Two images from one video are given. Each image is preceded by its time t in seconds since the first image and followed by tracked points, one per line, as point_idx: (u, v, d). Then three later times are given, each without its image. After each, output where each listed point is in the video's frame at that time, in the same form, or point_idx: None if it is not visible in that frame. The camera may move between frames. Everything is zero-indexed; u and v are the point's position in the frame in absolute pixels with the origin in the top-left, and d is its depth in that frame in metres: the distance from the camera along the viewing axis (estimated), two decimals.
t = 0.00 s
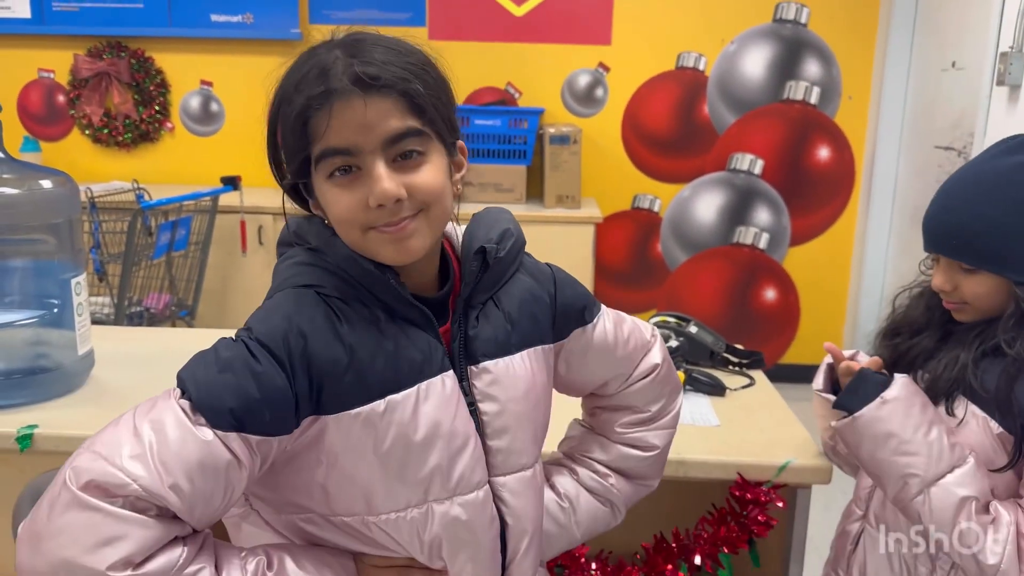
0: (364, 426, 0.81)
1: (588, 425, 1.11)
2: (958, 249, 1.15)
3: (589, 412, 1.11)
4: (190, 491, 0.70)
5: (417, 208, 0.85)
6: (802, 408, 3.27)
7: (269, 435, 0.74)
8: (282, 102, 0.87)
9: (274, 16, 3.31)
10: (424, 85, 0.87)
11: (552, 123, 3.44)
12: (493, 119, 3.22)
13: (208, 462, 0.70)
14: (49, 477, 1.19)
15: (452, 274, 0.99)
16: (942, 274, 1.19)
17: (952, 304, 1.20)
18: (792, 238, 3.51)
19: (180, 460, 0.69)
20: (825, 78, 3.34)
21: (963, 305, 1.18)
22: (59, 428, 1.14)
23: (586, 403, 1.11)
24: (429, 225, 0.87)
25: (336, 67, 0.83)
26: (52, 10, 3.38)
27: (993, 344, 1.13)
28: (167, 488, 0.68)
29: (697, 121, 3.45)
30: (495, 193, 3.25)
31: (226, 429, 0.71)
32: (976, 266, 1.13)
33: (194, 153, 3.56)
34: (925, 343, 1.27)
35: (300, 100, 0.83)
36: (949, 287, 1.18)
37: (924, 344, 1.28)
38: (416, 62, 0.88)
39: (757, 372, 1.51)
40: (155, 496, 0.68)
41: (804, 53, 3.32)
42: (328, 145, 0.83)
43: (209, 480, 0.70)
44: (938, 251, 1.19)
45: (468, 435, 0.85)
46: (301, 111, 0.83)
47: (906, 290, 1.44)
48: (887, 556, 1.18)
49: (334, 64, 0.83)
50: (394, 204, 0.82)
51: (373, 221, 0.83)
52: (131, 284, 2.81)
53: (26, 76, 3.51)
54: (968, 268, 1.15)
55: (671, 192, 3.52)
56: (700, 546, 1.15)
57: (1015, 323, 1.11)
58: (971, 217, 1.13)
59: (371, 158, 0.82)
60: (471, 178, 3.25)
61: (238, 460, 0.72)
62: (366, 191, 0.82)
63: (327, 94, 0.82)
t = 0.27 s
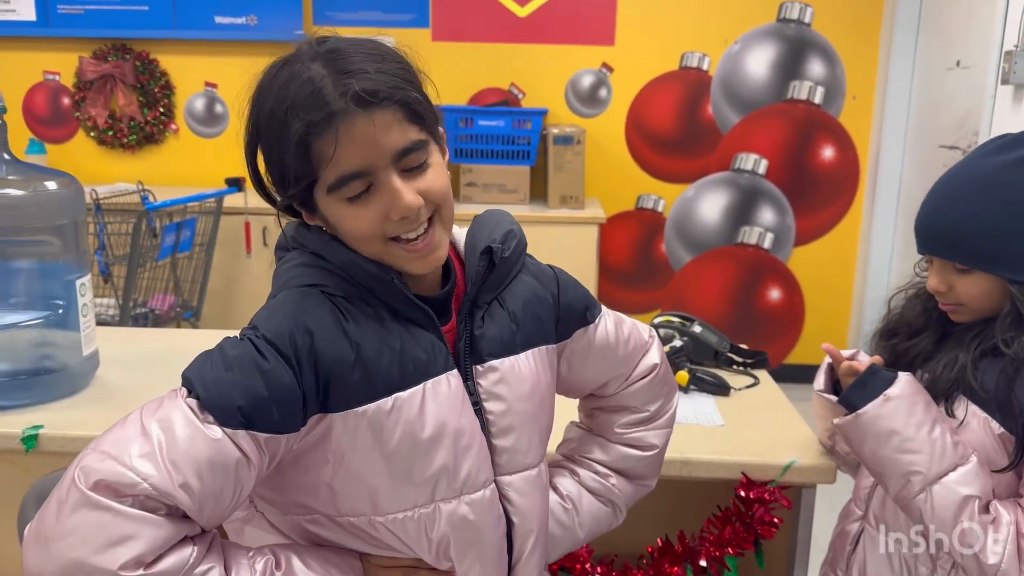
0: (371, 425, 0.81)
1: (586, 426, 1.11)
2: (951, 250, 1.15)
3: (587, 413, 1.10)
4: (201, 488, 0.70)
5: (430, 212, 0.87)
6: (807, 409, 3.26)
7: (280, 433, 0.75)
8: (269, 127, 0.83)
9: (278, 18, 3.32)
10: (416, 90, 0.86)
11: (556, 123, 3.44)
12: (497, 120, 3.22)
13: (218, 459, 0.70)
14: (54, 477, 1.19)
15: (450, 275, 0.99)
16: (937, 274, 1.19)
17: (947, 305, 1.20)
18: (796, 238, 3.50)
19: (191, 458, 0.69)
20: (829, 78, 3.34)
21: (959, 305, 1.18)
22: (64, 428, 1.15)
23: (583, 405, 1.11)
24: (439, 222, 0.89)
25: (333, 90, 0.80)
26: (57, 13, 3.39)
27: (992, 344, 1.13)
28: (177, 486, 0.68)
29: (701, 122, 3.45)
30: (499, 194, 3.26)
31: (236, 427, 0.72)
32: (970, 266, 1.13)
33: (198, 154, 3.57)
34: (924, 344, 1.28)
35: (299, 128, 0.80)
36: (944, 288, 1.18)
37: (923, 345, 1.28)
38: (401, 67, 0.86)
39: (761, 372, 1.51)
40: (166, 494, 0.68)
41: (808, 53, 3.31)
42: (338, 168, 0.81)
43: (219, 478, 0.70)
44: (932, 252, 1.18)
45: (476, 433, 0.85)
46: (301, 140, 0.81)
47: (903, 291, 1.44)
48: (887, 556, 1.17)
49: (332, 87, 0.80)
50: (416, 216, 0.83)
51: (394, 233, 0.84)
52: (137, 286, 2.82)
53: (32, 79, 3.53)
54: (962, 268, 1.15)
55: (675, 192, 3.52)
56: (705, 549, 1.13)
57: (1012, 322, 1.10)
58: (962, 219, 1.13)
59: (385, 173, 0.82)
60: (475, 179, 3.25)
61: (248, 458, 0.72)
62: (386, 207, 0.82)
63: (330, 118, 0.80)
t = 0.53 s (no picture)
0: (382, 421, 0.81)
1: (583, 424, 1.10)
2: (951, 243, 1.14)
3: (584, 410, 1.10)
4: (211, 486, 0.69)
5: (429, 196, 0.86)
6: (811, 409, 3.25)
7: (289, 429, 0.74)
8: (253, 135, 0.82)
9: (282, 18, 3.31)
10: (397, 81, 0.87)
11: (559, 123, 3.43)
12: (500, 120, 3.22)
13: (229, 455, 0.70)
14: (56, 477, 1.19)
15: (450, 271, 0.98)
16: (934, 271, 1.19)
17: (944, 304, 1.19)
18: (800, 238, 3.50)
19: (201, 454, 0.69)
20: (833, 77, 3.33)
21: (957, 303, 1.18)
22: (66, 428, 1.15)
23: (581, 401, 1.10)
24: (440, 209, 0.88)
25: (315, 81, 0.81)
26: (61, 14, 3.40)
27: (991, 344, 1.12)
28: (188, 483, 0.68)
29: (705, 121, 3.44)
30: (502, 194, 3.27)
31: (245, 424, 0.71)
32: (966, 260, 1.13)
33: (202, 156, 3.57)
34: (923, 344, 1.27)
35: (285, 124, 0.80)
36: (940, 285, 1.18)
37: (921, 345, 1.27)
38: (378, 62, 0.87)
39: (764, 372, 1.50)
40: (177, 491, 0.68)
41: (812, 52, 3.30)
42: (333, 159, 0.80)
43: (230, 476, 0.70)
44: (931, 248, 1.18)
45: (481, 430, 0.85)
46: (289, 137, 0.80)
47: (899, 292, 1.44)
48: (887, 557, 1.17)
49: (315, 77, 0.81)
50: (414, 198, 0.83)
51: (394, 221, 0.83)
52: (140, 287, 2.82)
53: (35, 80, 3.53)
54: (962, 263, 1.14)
55: (679, 192, 3.51)
56: (708, 546, 1.14)
57: (1008, 321, 1.10)
58: (965, 211, 1.13)
59: (381, 158, 0.82)
60: (478, 179, 3.25)
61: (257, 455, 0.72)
62: (384, 192, 0.81)
63: (319, 108, 0.80)
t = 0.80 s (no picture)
0: (368, 435, 0.80)
1: (575, 418, 1.10)
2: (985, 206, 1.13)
3: (576, 403, 1.10)
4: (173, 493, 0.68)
5: (420, 195, 0.89)
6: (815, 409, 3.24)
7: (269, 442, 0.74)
8: (268, 108, 0.90)
9: (285, 17, 3.31)
10: (412, 78, 0.92)
11: (562, 122, 3.42)
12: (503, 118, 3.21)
13: (192, 463, 0.69)
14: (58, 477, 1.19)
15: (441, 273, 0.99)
16: (955, 238, 1.16)
17: (955, 283, 1.17)
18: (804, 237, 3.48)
19: (162, 461, 0.68)
20: (837, 75, 3.32)
21: (970, 281, 1.16)
22: (67, 428, 1.14)
23: (572, 395, 1.11)
24: (430, 212, 0.92)
25: (330, 62, 0.87)
26: (64, 14, 3.40)
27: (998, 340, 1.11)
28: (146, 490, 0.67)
29: (708, 119, 3.43)
30: (504, 193, 3.26)
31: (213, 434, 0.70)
32: (996, 224, 1.12)
33: (204, 155, 3.57)
34: (918, 349, 1.26)
35: (293, 97, 0.86)
36: (961, 254, 1.15)
37: (916, 350, 1.26)
38: (403, 56, 0.93)
39: (768, 371, 1.49)
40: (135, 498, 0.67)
41: (816, 51, 3.29)
42: (330, 137, 0.85)
43: (195, 483, 0.69)
44: (954, 210, 1.17)
45: (478, 432, 0.85)
46: (293, 112, 0.86)
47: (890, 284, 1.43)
48: (892, 557, 1.16)
49: (328, 60, 0.87)
50: (401, 189, 0.86)
51: (380, 210, 0.87)
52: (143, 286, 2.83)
53: (38, 79, 3.53)
54: (991, 232, 1.14)
55: (681, 191, 3.50)
56: (711, 547, 1.14)
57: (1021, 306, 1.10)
58: (1004, 177, 1.13)
59: (374, 145, 0.86)
60: (481, 177, 3.25)
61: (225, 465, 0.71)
62: (371, 178, 0.85)
63: (326, 86, 0.85)
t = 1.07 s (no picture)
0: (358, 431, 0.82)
1: (584, 414, 1.10)
2: (978, 213, 1.04)
3: (585, 401, 1.10)
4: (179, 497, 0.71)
5: (420, 196, 0.92)
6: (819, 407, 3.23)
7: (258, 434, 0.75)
8: (268, 113, 0.93)
9: (285, 14, 3.30)
10: (404, 75, 0.93)
11: (564, 119, 3.41)
12: (504, 116, 3.21)
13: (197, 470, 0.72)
14: (56, 477, 1.20)
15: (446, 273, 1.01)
16: (939, 249, 1.05)
17: (935, 296, 1.05)
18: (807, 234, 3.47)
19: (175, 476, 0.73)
20: (840, 71, 3.30)
21: (953, 298, 1.04)
22: (65, 427, 1.14)
23: (581, 392, 1.10)
24: (431, 212, 0.93)
25: (322, 66, 0.88)
26: (64, 12, 3.40)
27: (994, 389, 1.01)
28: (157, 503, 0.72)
29: (710, 115, 3.42)
30: (506, 190, 3.25)
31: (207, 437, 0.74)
32: (987, 235, 1.02)
33: (206, 153, 3.57)
34: (904, 390, 1.14)
35: (289, 103, 0.88)
36: (948, 266, 1.04)
37: (903, 392, 1.14)
38: (395, 53, 0.95)
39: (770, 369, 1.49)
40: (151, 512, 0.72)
41: (818, 47, 3.28)
42: (325, 143, 0.88)
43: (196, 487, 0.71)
44: (949, 217, 1.05)
45: (459, 433, 0.88)
46: (290, 119, 0.89)
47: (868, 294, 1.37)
48: None
49: (321, 65, 0.89)
50: (398, 192, 0.88)
51: (382, 214, 0.89)
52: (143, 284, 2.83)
53: (40, 78, 3.53)
54: (980, 244, 1.03)
55: (683, 187, 3.49)
56: (711, 548, 1.13)
57: None
58: (999, 186, 1.04)
59: (370, 149, 0.88)
60: (482, 175, 3.24)
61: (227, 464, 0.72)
62: (369, 181, 0.88)
63: (318, 92, 0.87)
